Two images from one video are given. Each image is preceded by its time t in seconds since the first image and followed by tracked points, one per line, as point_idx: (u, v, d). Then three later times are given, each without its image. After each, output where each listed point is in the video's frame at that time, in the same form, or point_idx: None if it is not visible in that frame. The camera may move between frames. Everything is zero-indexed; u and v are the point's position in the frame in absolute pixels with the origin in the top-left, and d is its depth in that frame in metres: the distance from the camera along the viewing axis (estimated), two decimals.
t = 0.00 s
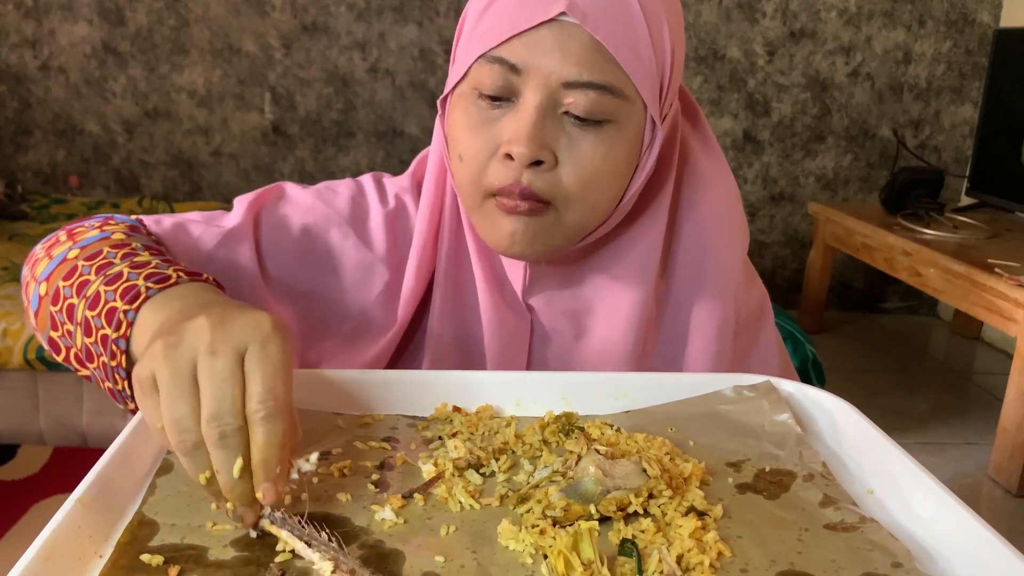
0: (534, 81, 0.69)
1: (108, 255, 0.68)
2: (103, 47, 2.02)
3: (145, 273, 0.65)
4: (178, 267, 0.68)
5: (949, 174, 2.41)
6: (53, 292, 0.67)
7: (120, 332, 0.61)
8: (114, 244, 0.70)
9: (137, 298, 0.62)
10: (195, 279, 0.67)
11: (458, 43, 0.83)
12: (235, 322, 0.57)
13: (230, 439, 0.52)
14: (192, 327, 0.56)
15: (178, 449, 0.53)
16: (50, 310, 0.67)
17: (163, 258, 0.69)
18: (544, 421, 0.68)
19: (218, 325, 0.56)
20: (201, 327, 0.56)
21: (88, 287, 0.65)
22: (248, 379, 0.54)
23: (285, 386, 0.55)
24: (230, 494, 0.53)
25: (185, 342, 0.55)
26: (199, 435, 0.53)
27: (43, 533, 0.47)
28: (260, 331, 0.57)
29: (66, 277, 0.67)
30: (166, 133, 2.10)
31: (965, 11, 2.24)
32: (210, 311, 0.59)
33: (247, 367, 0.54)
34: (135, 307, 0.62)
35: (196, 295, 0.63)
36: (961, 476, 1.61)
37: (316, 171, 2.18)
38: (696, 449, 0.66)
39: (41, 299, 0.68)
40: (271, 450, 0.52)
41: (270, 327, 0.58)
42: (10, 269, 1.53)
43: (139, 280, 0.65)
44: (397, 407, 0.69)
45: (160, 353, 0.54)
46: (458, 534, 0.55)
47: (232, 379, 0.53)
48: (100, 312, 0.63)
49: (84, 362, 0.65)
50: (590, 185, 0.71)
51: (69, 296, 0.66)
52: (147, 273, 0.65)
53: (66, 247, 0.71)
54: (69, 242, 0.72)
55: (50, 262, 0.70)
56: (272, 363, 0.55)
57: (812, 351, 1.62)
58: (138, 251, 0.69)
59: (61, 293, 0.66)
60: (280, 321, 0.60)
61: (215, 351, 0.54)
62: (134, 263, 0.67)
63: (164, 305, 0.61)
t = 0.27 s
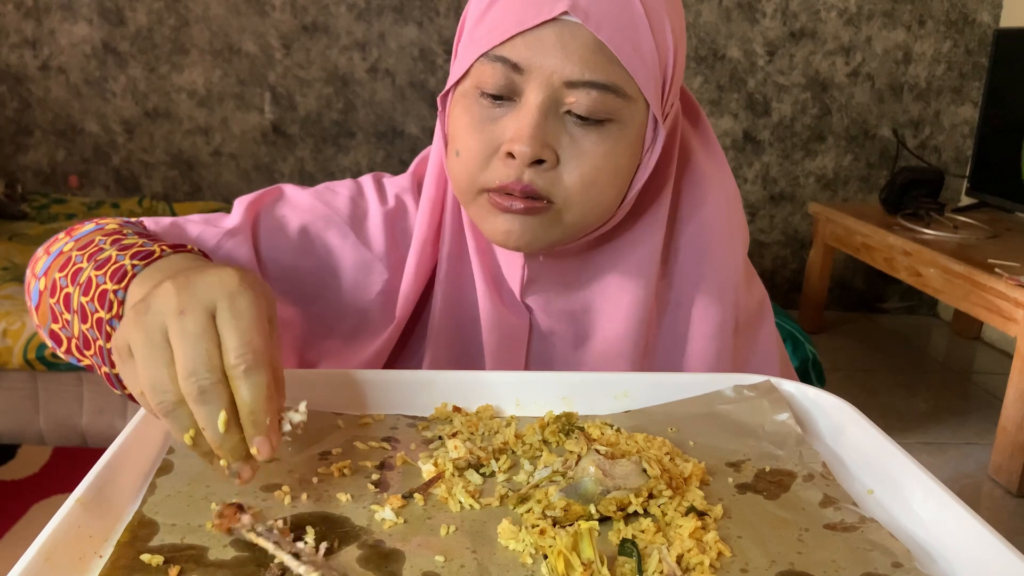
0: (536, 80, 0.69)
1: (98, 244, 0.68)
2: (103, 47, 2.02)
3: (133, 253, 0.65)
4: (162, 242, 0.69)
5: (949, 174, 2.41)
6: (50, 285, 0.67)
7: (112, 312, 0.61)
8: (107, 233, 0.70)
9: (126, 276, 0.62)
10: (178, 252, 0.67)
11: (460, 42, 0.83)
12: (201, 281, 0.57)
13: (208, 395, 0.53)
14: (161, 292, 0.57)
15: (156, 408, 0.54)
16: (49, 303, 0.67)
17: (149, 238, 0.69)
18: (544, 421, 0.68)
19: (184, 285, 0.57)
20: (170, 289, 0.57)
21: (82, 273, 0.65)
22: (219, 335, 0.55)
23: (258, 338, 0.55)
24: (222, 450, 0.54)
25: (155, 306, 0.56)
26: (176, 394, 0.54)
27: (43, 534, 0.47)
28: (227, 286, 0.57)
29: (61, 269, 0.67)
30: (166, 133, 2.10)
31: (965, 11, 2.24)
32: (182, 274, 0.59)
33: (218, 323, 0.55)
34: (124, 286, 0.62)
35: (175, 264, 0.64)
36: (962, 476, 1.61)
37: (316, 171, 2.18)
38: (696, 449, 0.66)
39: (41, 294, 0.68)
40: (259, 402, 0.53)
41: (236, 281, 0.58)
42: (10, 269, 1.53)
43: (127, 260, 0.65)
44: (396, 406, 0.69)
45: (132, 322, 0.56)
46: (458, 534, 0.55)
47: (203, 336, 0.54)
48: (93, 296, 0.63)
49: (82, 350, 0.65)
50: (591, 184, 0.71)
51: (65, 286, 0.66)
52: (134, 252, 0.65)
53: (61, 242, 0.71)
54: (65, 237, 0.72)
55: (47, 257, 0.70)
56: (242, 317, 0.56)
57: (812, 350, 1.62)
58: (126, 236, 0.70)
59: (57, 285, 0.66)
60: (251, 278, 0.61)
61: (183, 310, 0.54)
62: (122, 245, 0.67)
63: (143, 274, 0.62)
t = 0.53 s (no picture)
0: (534, 76, 0.69)
1: (110, 228, 0.68)
2: (103, 47, 2.02)
3: (147, 230, 0.67)
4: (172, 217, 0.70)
5: (949, 174, 2.41)
6: (65, 275, 0.65)
7: (134, 286, 0.63)
8: (114, 218, 0.70)
9: (148, 251, 0.64)
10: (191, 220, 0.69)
11: (457, 40, 0.83)
12: (230, 238, 0.61)
13: (261, 335, 0.57)
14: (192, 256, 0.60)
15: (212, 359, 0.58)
16: (63, 293, 0.65)
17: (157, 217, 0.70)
18: (544, 421, 0.68)
19: (216, 246, 0.60)
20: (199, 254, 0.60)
21: (99, 256, 0.65)
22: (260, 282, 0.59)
23: (295, 282, 0.60)
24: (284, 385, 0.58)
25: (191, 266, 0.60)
26: (227, 341, 0.57)
27: (43, 533, 0.47)
28: (256, 241, 0.61)
29: (73, 257, 0.66)
30: (166, 133, 2.10)
31: (965, 11, 2.24)
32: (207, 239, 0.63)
33: (257, 273, 0.59)
34: (146, 259, 0.64)
35: (195, 230, 0.66)
36: (962, 476, 1.61)
37: (316, 171, 2.18)
38: (696, 449, 0.66)
39: (53, 287, 0.66)
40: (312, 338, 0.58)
41: (264, 235, 0.62)
42: (10, 269, 1.53)
43: (143, 236, 0.66)
44: (396, 407, 0.69)
45: (176, 288, 0.60)
46: (458, 534, 0.55)
47: (245, 285, 0.58)
48: (114, 275, 0.64)
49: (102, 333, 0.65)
50: (592, 180, 0.71)
51: (82, 273, 0.65)
52: (149, 228, 0.67)
53: (66, 237, 0.69)
54: (68, 231, 0.70)
55: (55, 252, 0.68)
56: (276, 265, 0.60)
57: (812, 350, 1.62)
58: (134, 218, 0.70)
59: (72, 273, 0.65)
60: (272, 228, 0.65)
61: (220, 267, 0.58)
62: (133, 226, 0.67)
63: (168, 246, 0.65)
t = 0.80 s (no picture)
0: (539, 74, 0.69)
1: (133, 226, 0.68)
2: (103, 47, 2.02)
3: (175, 229, 0.67)
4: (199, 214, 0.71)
5: (949, 174, 2.41)
6: (88, 274, 0.65)
7: (172, 288, 0.64)
8: (133, 216, 0.70)
9: (184, 254, 0.65)
10: (222, 217, 0.70)
11: (461, 40, 0.84)
12: (287, 252, 0.60)
13: (334, 351, 0.59)
14: (250, 269, 0.61)
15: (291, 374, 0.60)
16: (86, 292, 0.65)
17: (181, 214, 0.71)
18: (544, 421, 0.68)
19: (276, 263, 0.60)
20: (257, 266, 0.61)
21: (126, 257, 0.65)
22: (323, 294, 0.59)
23: (357, 290, 0.60)
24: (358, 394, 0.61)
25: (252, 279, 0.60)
26: (303, 356, 0.59)
27: (43, 533, 0.47)
28: (312, 251, 0.60)
29: (96, 257, 0.66)
30: (166, 133, 2.10)
31: (965, 11, 2.24)
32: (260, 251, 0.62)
33: (320, 291, 0.59)
34: (183, 261, 0.65)
35: (237, 229, 0.66)
36: (962, 476, 1.61)
37: (316, 170, 2.18)
38: (696, 449, 0.66)
39: (73, 286, 0.66)
40: (379, 342, 0.59)
41: (317, 241, 0.62)
42: (10, 269, 1.53)
43: (173, 236, 0.66)
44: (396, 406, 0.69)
45: (240, 309, 0.60)
46: (458, 534, 0.55)
47: (313, 304, 0.59)
48: (147, 276, 0.65)
49: (132, 333, 0.66)
50: (595, 178, 0.71)
51: (109, 273, 0.65)
52: (177, 227, 0.67)
53: (82, 235, 0.69)
54: (84, 229, 0.70)
55: (72, 250, 0.67)
56: (338, 279, 0.60)
57: (812, 350, 1.62)
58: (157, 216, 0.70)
59: (96, 272, 0.65)
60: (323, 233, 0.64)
61: (287, 288, 0.59)
62: (158, 225, 0.68)
63: (215, 249, 0.66)
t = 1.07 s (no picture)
0: (559, 72, 0.69)
1: (130, 234, 0.67)
2: (103, 47, 2.02)
3: (172, 245, 0.66)
4: (199, 233, 0.69)
5: (949, 174, 2.41)
6: (84, 277, 0.65)
7: (157, 306, 0.62)
8: (134, 223, 0.69)
9: (173, 272, 0.63)
10: (220, 242, 0.67)
11: (479, 39, 0.84)
12: (274, 326, 0.58)
13: (286, 445, 0.55)
14: (225, 330, 0.58)
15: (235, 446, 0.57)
16: (80, 294, 0.65)
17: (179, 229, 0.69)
18: (544, 421, 0.68)
19: (261, 332, 0.57)
20: (234, 329, 0.58)
21: (121, 265, 0.64)
22: (295, 383, 0.57)
23: (334, 391, 0.57)
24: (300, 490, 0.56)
25: (230, 338, 0.57)
26: (252, 436, 0.56)
27: (43, 534, 0.47)
28: (297, 333, 0.58)
29: (93, 260, 0.66)
30: (166, 133, 2.10)
31: (965, 11, 2.24)
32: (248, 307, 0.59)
33: (293, 377, 0.57)
34: (173, 281, 0.63)
35: (232, 264, 0.64)
36: (962, 476, 1.61)
37: (316, 170, 2.18)
38: (696, 449, 0.66)
39: (69, 286, 0.66)
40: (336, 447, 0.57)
41: (306, 327, 0.59)
42: (10, 268, 1.54)
43: (167, 253, 0.65)
44: (396, 406, 0.69)
45: (209, 364, 0.58)
46: (458, 533, 0.55)
47: (282, 385, 0.56)
48: (136, 289, 0.63)
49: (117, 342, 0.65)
50: (615, 177, 0.71)
51: (102, 279, 0.64)
52: (173, 244, 0.66)
53: (85, 233, 0.69)
54: (87, 225, 0.70)
55: (73, 248, 0.68)
56: (315, 373, 0.57)
57: (812, 351, 1.62)
58: (158, 226, 0.69)
59: (90, 276, 0.65)
60: (317, 312, 0.61)
61: (260, 364, 0.56)
62: (156, 237, 0.67)
63: (204, 279, 0.63)
